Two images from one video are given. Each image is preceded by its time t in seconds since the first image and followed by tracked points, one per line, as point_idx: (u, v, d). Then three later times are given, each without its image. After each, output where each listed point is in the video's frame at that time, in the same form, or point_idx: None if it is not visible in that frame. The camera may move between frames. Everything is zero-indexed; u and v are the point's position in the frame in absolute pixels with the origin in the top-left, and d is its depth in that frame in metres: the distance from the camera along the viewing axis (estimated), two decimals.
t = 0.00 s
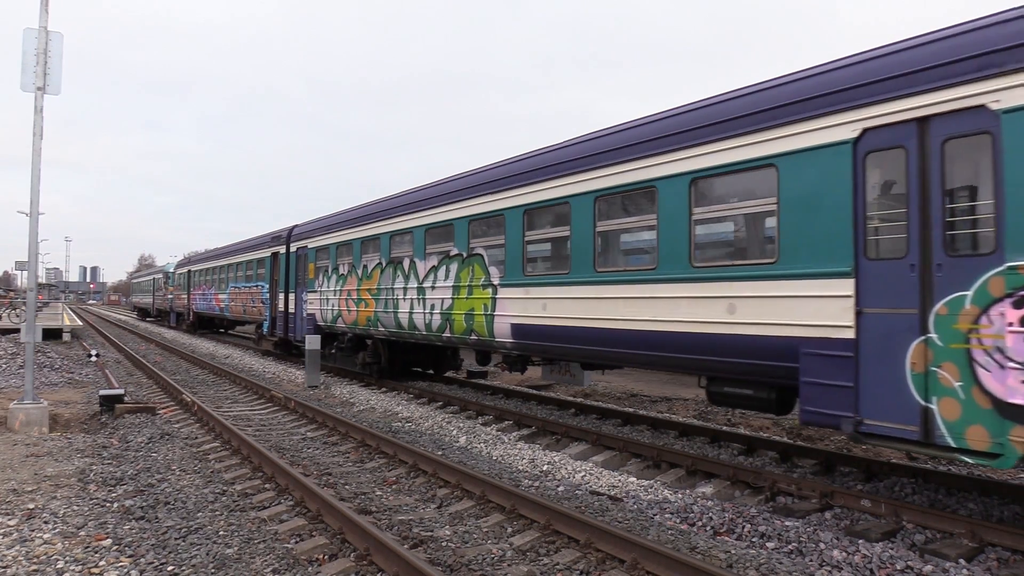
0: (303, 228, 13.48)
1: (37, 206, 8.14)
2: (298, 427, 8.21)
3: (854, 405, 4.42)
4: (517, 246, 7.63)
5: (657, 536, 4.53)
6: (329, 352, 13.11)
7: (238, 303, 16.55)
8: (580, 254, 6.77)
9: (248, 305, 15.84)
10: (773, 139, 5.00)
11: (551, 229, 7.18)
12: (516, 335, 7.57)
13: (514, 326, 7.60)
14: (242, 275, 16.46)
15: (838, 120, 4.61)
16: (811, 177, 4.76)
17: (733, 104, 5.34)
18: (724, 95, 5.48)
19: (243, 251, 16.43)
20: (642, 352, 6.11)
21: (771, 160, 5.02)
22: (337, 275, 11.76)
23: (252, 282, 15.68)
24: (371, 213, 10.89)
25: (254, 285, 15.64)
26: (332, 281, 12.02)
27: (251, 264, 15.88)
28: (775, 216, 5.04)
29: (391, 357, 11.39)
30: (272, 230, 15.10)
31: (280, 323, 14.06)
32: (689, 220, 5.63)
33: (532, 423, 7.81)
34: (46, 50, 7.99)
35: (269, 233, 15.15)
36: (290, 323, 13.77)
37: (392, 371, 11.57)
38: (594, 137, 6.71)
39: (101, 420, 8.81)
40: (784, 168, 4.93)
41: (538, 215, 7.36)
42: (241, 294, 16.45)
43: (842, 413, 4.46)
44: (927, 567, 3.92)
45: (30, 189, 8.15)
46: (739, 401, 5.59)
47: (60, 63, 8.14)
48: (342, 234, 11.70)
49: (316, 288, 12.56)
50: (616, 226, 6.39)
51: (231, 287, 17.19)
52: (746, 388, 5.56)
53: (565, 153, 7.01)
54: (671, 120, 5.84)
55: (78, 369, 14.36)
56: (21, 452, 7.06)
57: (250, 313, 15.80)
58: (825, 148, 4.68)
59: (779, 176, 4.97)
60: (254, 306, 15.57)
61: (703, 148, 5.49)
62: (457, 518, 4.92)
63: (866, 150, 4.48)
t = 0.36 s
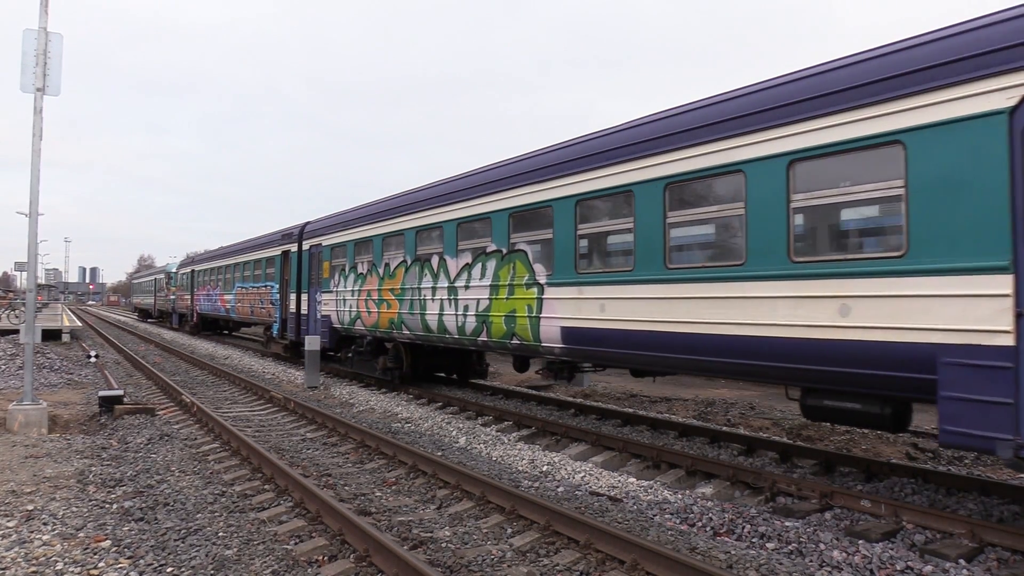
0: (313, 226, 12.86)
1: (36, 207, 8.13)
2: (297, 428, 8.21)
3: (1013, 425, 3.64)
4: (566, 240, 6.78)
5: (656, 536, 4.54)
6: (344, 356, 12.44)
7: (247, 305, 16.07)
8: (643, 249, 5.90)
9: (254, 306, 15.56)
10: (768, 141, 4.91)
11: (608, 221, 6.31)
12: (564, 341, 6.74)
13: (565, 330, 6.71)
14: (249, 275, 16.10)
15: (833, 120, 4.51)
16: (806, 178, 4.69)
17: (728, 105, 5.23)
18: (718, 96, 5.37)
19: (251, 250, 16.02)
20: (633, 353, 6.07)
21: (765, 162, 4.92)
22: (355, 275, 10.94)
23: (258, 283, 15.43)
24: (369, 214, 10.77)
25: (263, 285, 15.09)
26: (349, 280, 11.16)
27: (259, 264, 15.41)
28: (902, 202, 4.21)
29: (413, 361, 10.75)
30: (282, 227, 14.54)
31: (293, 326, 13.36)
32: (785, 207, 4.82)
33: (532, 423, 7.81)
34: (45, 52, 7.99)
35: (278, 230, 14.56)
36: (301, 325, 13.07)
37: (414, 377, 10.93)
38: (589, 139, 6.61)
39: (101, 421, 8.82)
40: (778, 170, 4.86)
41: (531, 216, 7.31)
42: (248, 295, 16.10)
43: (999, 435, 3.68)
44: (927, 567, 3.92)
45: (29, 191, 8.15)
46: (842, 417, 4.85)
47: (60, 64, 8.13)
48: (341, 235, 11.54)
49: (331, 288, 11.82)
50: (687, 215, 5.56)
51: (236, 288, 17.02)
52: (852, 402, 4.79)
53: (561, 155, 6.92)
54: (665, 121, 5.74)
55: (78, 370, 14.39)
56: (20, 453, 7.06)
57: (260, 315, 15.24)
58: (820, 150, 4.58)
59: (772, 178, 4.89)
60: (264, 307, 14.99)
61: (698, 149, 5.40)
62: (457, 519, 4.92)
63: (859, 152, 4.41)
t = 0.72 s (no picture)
0: (329, 223, 12.33)
1: (36, 205, 8.12)
2: (297, 428, 8.22)
3: None
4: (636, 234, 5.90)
5: (655, 537, 4.54)
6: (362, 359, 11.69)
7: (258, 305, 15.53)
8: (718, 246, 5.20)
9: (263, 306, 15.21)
10: (767, 143, 4.85)
11: (678, 212, 5.55)
12: (629, 347, 5.88)
13: (631, 335, 5.84)
14: (260, 274, 15.65)
15: (834, 122, 4.44)
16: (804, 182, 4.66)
17: (727, 106, 5.17)
18: (718, 98, 5.31)
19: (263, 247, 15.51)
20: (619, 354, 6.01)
21: (761, 164, 4.89)
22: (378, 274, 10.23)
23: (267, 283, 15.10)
24: (370, 214, 10.72)
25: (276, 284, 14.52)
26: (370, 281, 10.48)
27: (272, 262, 14.91)
28: (991, 196, 3.80)
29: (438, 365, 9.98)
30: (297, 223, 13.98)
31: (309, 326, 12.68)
32: (914, 193, 4.05)
33: (531, 424, 7.82)
34: (46, 51, 7.98)
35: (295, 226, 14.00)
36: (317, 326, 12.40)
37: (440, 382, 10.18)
38: (588, 141, 6.57)
39: (100, 420, 8.81)
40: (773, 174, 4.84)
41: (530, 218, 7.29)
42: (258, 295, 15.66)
43: None
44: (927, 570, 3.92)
45: (29, 188, 8.15)
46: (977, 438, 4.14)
47: (60, 62, 8.12)
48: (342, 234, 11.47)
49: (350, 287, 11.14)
50: (785, 204, 4.78)
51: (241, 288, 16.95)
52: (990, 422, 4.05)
53: (560, 156, 6.88)
54: (663, 123, 5.70)
55: (78, 369, 14.38)
56: (19, 452, 7.04)
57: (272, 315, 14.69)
58: (817, 153, 4.54)
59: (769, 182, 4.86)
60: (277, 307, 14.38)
61: (695, 152, 5.36)
62: (457, 519, 4.92)
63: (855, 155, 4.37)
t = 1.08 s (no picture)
0: (345, 219, 11.83)
1: (37, 206, 8.14)
2: (297, 429, 8.23)
3: None
4: (719, 225, 5.20)
5: (655, 539, 4.53)
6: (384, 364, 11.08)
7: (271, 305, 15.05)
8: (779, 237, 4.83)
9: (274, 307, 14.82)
10: (769, 144, 4.84)
11: (773, 200, 4.85)
12: (710, 355, 5.17)
13: (714, 341, 5.12)
14: (273, 273, 15.20)
15: (837, 122, 4.43)
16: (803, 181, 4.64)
17: (731, 107, 5.16)
18: (722, 98, 5.29)
19: (275, 244, 14.98)
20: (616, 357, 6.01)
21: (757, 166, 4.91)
22: (405, 273, 9.59)
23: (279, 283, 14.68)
24: (375, 213, 10.69)
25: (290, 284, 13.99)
26: (395, 280, 9.87)
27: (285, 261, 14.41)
28: (994, 197, 3.80)
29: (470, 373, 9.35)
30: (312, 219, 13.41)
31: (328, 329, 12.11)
32: None
33: (531, 426, 7.82)
34: (47, 53, 8.00)
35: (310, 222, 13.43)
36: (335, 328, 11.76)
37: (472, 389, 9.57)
38: (589, 142, 6.59)
39: (100, 421, 8.82)
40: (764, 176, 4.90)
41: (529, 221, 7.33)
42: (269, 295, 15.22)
43: None
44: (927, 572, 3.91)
45: (30, 189, 8.17)
46: None
47: (61, 63, 8.14)
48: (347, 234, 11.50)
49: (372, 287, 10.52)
50: (915, 190, 4.10)
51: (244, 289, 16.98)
52: None
53: (561, 157, 6.90)
54: (664, 124, 5.71)
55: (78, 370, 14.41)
56: (20, 452, 7.07)
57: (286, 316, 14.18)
58: (815, 154, 4.55)
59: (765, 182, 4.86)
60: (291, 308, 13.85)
61: (695, 153, 5.37)
62: (457, 521, 4.91)
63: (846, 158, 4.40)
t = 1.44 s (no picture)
0: (366, 217, 11.24)
1: (39, 207, 8.15)
2: (298, 430, 8.23)
3: None
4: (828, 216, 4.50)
5: (655, 542, 4.52)
6: (409, 372, 10.38)
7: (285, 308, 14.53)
8: (879, 233, 4.27)
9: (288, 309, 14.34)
10: (775, 145, 4.82)
11: (899, 185, 4.16)
12: (818, 365, 4.49)
13: (823, 350, 4.45)
14: (288, 274, 14.66)
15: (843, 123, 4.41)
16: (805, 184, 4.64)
17: (737, 108, 5.14)
18: (728, 99, 5.27)
19: (291, 243, 14.43)
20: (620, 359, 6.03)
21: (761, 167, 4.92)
22: (438, 273, 8.88)
23: (293, 283, 14.16)
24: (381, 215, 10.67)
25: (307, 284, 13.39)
26: (426, 280, 9.16)
27: (302, 260, 13.85)
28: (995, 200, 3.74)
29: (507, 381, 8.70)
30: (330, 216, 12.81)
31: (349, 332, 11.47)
32: None
33: (532, 427, 7.82)
34: (50, 54, 8.02)
35: (328, 219, 12.83)
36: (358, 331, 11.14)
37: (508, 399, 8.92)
38: (593, 143, 6.59)
39: (101, 421, 8.83)
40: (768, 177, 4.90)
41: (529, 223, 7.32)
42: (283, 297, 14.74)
43: None
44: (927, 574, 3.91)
45: (32, 190, 8.18)
46: None
47: (63, 64, 8.15)
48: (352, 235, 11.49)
49: (399, 287, 9.84)
50: None
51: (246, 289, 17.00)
52: None
53: (565, 158, 6.89)
54: (669, 125, 5.71)
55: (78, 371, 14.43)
56: (21, 452, 7.09)
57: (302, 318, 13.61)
58: (818, 155, 4.55)
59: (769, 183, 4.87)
60: (309, 309, 13.25)
61: (700, 153, 5.35)
62: (457, 522, 4.91)
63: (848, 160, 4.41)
